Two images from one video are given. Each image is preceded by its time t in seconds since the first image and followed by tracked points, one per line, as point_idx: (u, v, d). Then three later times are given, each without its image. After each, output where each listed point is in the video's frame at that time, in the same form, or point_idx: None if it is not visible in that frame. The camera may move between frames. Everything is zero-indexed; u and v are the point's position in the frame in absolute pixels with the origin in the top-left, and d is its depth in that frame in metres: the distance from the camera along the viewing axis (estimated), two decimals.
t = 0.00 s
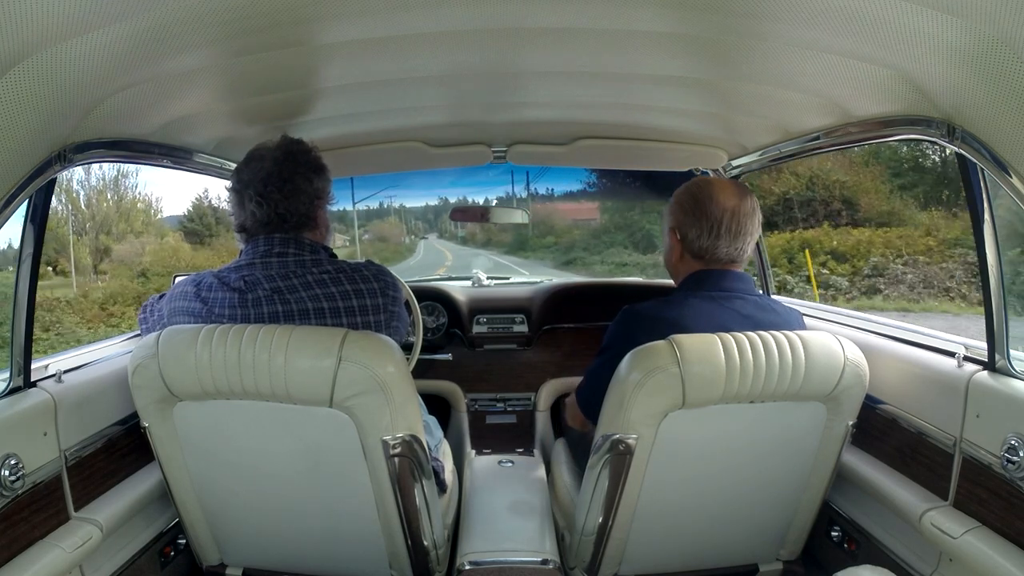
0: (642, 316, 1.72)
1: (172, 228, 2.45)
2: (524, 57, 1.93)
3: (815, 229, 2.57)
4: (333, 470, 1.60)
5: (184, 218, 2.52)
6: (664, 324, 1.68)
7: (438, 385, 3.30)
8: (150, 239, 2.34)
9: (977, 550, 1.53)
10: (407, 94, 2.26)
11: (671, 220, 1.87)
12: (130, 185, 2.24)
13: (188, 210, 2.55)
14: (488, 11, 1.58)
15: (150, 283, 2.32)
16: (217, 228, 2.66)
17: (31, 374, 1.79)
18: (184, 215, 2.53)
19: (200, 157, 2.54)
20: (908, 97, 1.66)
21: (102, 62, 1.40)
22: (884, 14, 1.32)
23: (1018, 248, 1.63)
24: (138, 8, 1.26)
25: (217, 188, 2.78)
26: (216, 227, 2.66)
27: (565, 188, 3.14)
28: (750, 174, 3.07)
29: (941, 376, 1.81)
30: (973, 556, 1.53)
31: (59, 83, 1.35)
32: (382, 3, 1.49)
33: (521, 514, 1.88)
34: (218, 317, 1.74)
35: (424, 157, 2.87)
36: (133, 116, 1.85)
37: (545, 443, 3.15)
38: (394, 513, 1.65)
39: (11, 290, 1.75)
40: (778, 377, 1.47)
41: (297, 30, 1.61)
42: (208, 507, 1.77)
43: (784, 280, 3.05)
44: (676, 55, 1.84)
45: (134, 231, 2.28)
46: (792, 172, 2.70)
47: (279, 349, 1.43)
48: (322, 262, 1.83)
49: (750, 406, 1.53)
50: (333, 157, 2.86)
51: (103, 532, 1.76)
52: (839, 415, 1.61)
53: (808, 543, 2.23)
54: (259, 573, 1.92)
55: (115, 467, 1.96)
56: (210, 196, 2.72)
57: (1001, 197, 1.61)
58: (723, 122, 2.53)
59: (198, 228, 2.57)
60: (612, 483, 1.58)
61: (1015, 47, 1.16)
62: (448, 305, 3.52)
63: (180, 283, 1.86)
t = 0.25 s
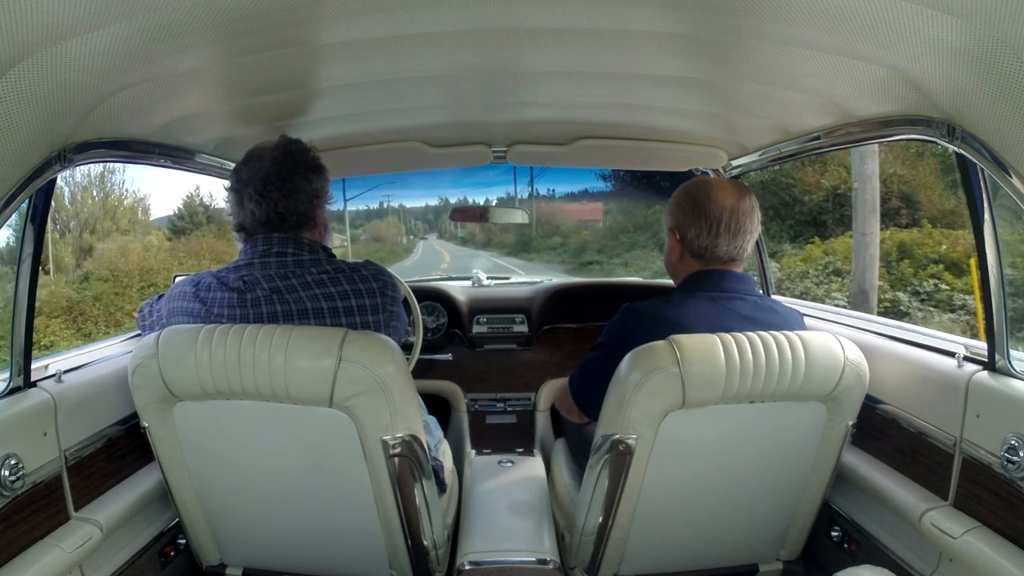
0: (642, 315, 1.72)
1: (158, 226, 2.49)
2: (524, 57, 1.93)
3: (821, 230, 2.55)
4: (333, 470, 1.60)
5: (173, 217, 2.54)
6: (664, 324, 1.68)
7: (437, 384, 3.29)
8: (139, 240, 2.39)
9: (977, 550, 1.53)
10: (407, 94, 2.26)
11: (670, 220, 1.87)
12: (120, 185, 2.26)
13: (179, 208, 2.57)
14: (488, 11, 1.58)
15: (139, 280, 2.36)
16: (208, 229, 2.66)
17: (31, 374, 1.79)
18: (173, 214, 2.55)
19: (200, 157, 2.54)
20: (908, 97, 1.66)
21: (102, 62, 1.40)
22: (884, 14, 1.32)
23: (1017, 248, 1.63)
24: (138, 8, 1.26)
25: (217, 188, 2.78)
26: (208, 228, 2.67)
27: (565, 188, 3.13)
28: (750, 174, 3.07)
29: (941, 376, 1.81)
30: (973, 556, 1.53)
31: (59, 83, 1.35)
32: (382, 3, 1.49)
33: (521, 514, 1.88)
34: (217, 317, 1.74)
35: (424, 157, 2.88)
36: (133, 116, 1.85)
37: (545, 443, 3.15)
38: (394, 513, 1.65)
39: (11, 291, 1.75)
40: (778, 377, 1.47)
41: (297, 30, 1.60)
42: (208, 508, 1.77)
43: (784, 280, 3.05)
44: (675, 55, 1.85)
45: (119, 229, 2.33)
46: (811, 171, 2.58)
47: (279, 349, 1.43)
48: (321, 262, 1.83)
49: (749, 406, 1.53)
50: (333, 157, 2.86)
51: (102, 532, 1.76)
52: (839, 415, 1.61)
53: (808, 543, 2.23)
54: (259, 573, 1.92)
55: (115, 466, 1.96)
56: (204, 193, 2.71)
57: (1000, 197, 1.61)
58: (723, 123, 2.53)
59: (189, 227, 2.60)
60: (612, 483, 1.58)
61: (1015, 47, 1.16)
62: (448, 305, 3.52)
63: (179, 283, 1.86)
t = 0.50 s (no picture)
0: (642, 315, 1.72)
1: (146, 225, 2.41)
2: (524, 57, 1.93)
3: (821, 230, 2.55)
4: (333, 470, 1.60)
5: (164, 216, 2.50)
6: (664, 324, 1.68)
7: (439, 386, 3.30)
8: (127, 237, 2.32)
9: (977, 550, 1.53)
10: (407, 94, 2.26)
11: (669, 221, 1.87)
12: (108, 182, 2.14)
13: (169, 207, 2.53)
14: (488, 11, 1.58)
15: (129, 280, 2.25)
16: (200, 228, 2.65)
17: (31, 374, 1.79)
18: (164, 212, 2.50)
19: (200, 157, 2.55)
20: (908, 97, 1.66)
21: (102, 62, 1.40)
22: (884, 14, 1.32)
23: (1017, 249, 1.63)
24: (138, 9, 1.26)
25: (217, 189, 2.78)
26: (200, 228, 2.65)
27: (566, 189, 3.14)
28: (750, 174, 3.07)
29: (941, 376, 1.81)
30: (973, 557, 1.53)
31: (59, 83, 1.35)
32: (382, 3, 1.49)
33: (521, 514, 1.88)
34: (217, 317, 1.74)
35: (424, 158, 2.88)
36: (133, 116, 1.85)
37: (545, 443, 3.15)
38: (394, 513, 1.65)
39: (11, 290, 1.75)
40: (778, 377, 1.47)
41: (298, 30, 1.60)
42: (208, 507, 1.77)
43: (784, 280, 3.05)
44: (674, 54, 1.85)
45: (107, 228, 2.23)
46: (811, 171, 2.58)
47: (279, 349, 1.43)
48: (322, 262, 1.83)
49: (750, 406, 1.53)
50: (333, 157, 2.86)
51: (102, 532, 1.76)
52: (839, 415, 1.61)
53: (808, 543, 2.24)
54: (259, 573, 1.92)
55: (115, 467, 1.96)
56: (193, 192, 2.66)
57: (1000, 197, 1.61)
58: (723, 122, 2.53)
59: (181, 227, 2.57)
60: (612, 483, 1.58)
61: (1015, 47, 1.16)
62: (448, 305, 3.52)
63: (180, 283, 1.86)
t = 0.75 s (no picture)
0: (643, 315, 1.72)
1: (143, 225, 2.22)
2: (524, 57, 1.93)
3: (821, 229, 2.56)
4: (333, 470, 1.60)
5: (162, 213, 2.34)
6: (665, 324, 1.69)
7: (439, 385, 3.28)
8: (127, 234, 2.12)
9: (977, 550, 1.53)
10: (407, 94, 2.26)
11: (674, 217, 1.88)
12: (98, 179, 1.95)
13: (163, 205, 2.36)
14: (488, 10, 1.58)
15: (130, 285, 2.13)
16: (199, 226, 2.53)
17: (31, 374, 1.79)
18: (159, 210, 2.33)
19: (200, 157, 2.55)
20: (908, 97, 1.66)
21: (102, 62, 1.40)
22: (885, 14, 1.32)
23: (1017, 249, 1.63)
24: (137, 9, 1.26)
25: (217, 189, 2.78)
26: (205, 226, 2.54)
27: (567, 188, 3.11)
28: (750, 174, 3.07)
29: (941, 376, 1.81)
30: (973, 557, 1.53)
31: (59, 84, 1.34)
32: (382, 3, 1.49)
33: (521, 514, 1.88)
34: (218, 318, 1.74)
35: (424, 158, 2.88)
36: (133, 116, 1.85)
37: (545, 443, 3.15)
38: (394, 513, 1.65)
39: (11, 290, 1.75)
40: (778, 377, 1.47)
41: (298, 30, 1.61)
42: (208, 507, 1.77)
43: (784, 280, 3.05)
44: (674, 55, 1.85)
45: (94, 226, 1.96)
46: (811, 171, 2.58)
47: (279, 349, 1.43)
48: (323, 262, 1.84)
49: (749, 406, 1.53)
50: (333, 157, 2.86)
51: (102, 532, 1.76)
52: (839, 415, 1.61)
53: (808, 543, 2.24)
54: (259, 573, 1.92)
55: (115, 467, 1.96)
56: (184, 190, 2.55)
57: (1001, 197, 1.61)
58: (723, 122, 2.53)
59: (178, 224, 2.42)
60: (612, 483, 1.58)
61: (1015, 47, 1.16)
62: (448, 305, 3.52)
63: (180, 283, 1.86)
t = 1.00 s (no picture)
0: (643, 315, 1.72)
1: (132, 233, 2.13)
2: (524, 56, 1.93)
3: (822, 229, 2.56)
4: (333, 470, 1.60)
5: (152, 211, 2.25)
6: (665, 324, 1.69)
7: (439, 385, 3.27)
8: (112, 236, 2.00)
9: (977, 550, 1.53)
10: (408, 94, 2.26)
11: (676, 216, 1.88)
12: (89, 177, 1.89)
13: (153, 201, 2.27)
14: (488, 11, 1.58)
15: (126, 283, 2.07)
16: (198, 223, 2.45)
17: (31, 374, 1.79)
18: (149, 209, 2.24)
19: (200, 156, 2.54)
20: (908, 97, 1.66)
21: (101, 62, 1.40)
22: (885, 14, 1.32)
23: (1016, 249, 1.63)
24: (137, 9, 1.26)
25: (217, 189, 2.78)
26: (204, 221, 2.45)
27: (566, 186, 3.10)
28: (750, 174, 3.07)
29: (941, 376, 1.81)
30: (973, 557, 1.53)
31: (58, 84, 1.35)
32: (382, 3, 1.49)
33: (521, 514, 1.88)
34: (219, 318, 1.74)
35: (424, 157, 2.88)
36: (133, 116, 1.85)
37: (545, 443, 3.15)
38: (394, 513, 1.65)
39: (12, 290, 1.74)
40: (778, 377, 1.47)
41: (298, 30, 1.61)
42: (208, 507, 1.77)
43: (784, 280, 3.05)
44: (674, 55, 1.85)
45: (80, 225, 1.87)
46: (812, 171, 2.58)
47: (279, 349, 1.43)
48: (324, 262, 1.83)
49: (749, 406, 1.53)
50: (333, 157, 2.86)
51: (102, 532, 1.76)
52: (839, 415, 1.61)
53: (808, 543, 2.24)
54: (258, 573, 1.92)
55: (115, 466, 1.96)
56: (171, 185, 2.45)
57: (1001, 197, 1.61)
58: (724, 122, 2.53)
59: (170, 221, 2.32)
60: (612, 483, 1.58)
61: (1015, 47, 1.16)
62: (448, 305, 3.52)
63: (180, 283, 1.86)
